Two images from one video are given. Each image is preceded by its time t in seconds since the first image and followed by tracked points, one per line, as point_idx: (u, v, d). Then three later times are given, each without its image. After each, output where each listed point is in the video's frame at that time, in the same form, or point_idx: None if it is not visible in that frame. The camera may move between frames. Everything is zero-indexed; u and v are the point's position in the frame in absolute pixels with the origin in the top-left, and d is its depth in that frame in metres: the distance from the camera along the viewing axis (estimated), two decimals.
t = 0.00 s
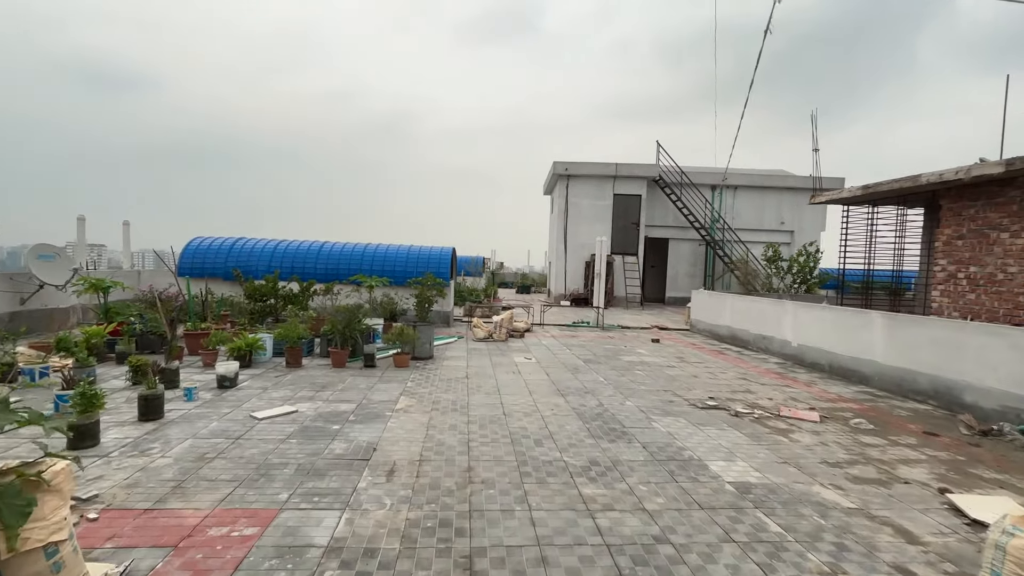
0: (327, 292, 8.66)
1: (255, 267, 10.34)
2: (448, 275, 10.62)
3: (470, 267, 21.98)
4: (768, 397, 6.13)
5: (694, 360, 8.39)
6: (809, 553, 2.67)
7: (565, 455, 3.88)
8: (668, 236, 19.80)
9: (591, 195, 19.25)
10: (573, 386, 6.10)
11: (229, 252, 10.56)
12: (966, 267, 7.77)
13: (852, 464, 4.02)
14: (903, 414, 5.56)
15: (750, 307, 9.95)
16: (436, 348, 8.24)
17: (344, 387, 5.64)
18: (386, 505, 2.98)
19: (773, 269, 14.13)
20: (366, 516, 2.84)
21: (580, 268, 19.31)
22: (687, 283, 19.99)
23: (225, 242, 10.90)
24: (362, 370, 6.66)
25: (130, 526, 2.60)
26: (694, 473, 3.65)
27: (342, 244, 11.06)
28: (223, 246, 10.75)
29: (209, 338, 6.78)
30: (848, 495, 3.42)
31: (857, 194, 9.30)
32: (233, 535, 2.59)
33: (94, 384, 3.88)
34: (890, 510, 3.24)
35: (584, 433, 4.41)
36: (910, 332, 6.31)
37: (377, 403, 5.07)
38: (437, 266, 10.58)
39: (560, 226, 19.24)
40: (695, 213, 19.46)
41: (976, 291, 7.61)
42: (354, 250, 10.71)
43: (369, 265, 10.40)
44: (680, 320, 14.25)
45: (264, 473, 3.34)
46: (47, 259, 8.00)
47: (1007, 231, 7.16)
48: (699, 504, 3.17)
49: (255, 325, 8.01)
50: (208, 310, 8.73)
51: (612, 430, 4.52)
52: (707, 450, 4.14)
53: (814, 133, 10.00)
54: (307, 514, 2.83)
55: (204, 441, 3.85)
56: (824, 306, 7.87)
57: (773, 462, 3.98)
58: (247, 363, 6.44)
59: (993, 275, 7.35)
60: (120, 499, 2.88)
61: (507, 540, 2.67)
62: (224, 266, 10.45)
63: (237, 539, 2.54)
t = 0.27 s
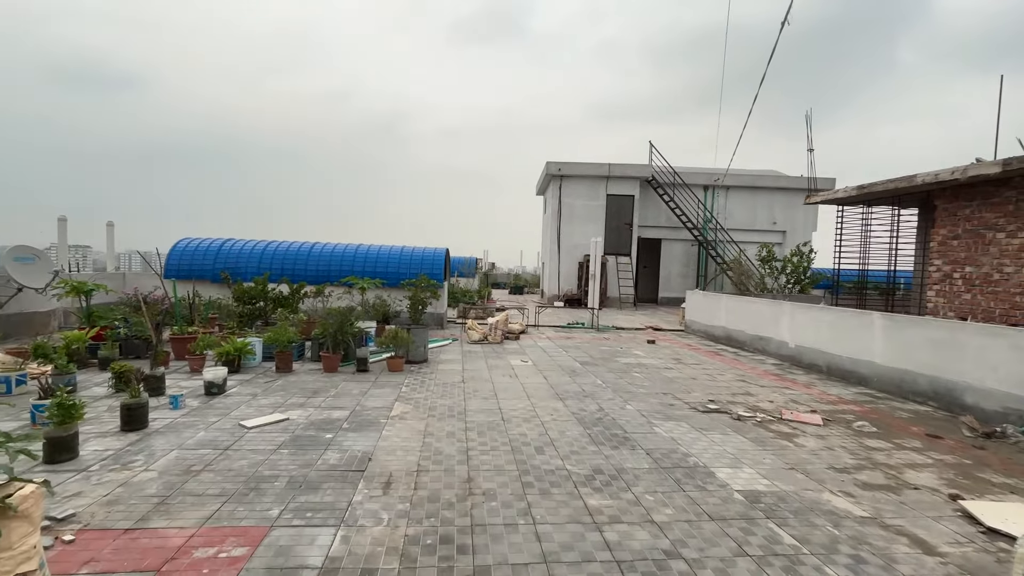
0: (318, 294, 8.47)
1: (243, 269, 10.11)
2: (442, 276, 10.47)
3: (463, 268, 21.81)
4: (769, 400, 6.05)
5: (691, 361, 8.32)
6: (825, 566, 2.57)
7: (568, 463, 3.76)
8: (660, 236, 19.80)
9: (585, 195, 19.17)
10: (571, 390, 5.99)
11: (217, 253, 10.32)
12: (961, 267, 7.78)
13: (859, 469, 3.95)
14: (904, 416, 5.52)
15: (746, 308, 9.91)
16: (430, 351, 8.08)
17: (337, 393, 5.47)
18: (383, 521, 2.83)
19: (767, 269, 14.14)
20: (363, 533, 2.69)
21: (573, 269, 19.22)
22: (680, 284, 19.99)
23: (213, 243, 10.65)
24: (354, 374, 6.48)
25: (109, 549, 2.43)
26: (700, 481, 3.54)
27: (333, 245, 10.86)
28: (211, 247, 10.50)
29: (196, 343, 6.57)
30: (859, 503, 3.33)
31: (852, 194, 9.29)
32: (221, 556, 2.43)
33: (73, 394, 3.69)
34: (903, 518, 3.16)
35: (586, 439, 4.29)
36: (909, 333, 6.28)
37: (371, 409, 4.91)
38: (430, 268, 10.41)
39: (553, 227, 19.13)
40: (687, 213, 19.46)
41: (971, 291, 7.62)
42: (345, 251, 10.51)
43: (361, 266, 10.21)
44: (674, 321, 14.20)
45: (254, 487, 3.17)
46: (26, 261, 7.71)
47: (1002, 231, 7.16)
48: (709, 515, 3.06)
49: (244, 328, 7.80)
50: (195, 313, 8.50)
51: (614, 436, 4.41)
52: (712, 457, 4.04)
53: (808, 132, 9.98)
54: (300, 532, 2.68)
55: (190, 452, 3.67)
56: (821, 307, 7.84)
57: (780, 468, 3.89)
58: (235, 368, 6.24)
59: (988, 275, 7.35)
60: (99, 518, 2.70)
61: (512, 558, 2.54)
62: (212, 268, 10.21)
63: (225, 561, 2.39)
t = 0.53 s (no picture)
0: (311, 295, 8.28)
1: (234, 270, 9.89)
2: (437, 277, 10.31)
3: (456, 268, 21.63)
4: (772, 401, 5.98)
5: (690, 362, 8.25)
6: None
7: (575, 470, 3.64)
8: (654, 236, 19.77)
9: (579, 195, 19.09)
10: (572, 392, 5.87)
11: (207, 254, 10.09)
12: (959, 267, 7.78)
13: (870, 473, 3.87)
14: (908, 417, 5.48)
15: (744, 308, 9.87)
16: (426, 353, 7.93)
17: (332, 397, 5.30)
18: (386, 534, 2.69)
19: (762, 269, 14.14)
20: (365, 548, 2.55)
21: (567, 269, 19.12)
22: (674, 284, 19.98)
23: (202, 243, 10.42)
24: (349, 377, 6.32)
25: (93, 570, 2.27)
26: (712, 488, 3.44)
27: (326, 245, 10.66)
28: (200, 247, 10.27)
29: (186, 346, 6.37)
30: (875, 509, 3.25)
31: (848, 194, 9.29)
32: None
33: (54, 402, 3.50)
34: (921, 525, 3.07)
35: (591, 444, 4.18)
36: (909, 333, 6.25)
37: (368, 414, 4.76)
38: (425, 268, 10.25)
39: (547, 227, 19.03)
40: (681, 213, 19.45)
41: (969, 290, 7.62)
42: (339, 252, 10.32)
43: (354, 267, 10.03)
44: (670, 321, 14.16)
45: (248, 499, 3.01)
46: (7, 262, 7.51)
47: (1000, 230, 7.16)
48: (724, 524, 2.95)
49: (235, 331, 7.59)
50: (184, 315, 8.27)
51: (620, 440, 4.30)
52: (721, 461, 3.94)
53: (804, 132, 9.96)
54: (299, 548, 2.53)
55: (180, 462, 3.50)
56: (820, 307, 7.81)
57: (791, 473, 3.80)
58: (226, 372, 6.05)
59: (986, 274, 7.36)
60: (82, 536, 2.53)
61: (524, 573, 2.41)
62: (202, 268, 9.97)
63: None
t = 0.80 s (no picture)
0: (306, 297, 8.10)
1: (225, 271, 9.66)
2: (433, 277, 10.15)
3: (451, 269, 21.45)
4: (777, 404, 5.92)
5: (691, 363, 8.17)
6: None
7: (586, 479, 3.53)
8: (649, 236, 19.74)
9: (574, 195, 18.99)
10: (576, 396, 5.76)
11: (197, 255, 9.86)
12: (958, 267, 7.78)
13: (885, 478, 3.80)
14: (914, 419, 5.44)
15: (743, 309, 9.84)
16: (424, 356, 7.78)
17: (330, 403, 5.14)
18: (395, 552, 2.56)
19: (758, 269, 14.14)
20: (374, 568, 2.41)
21: (562, 269, 19.02)
22: (668, 284, 19.97)
23: (193, 244, 10.18)
24: (347, 382, 6.15)
25: None
26: (728, 497, 3.34)
27: (319, 245, 10.47)
28: (190, 248, 10.03)
29: (177, 350, 6.17)
30: (896, 517, 3.17)
31: (846, 194, 9.28)
32: None
33: (39, 412, 3.32)
34: (944, 534, 3.00)
35: (600, 451, 4.07)
36: (913, 334, 6.23)
37: (368, 421, 4.61)
38: (421, 269, 10.09)
39: (542, 227, 18.92)
40: (675, 213, 19.44)
41: (968, 291, 7.62)
42: (332, 252, 10.13)
43: (349, 268, 9.84)
44: (667, 322, 14.11)
45: (247, 514, 2.86)
46: None
47: (1000, 230, 7.16)
48: (745, 536, 2.85)
49: (227, 333, 7.39)
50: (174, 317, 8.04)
51: (629, 446, 4.19)
52: (734, 468, 3.85)
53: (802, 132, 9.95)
54: (303, 568, 2.38)
55: (173, 474, 3.33)
56: (822, 307, 7.78)
57: (805, 479, 3.72)
58: (219, 377, 5.87)
59: (985, 275, 7.36)
60: (70, 559, 2.37)
61: None
62: (192, 269, 9.73)
63: None
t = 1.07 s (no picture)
0: (297, 298, 7.92)
1: (213, 271, 9.43)
2: (427, 278, 10.01)
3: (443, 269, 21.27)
4: (777, 406, 5.87)
5: (688, 364, 8.12)
6: None
7: (593, 487, 3.43)
8: (641, 236, 19.73)
9: (566, 194, 18.91)
10: (576, 399, 5.66)
11: (184, 255, 9.61)
12: (953, 268, 7.82)
13: (893, 483, 3.75)
14: (915, 420, 5.42)
15: (738, 309, 9.82)
16: (419, 358, 7.64)
17: (324, 408, 4.99)
18: (400, 568, 2.44)
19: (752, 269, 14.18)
20: None
21: (555, 269, 18.94)
22: (661, 283, 19.99)
23: (179, 243, 9.92)
24: (341, 385, 5.99)
25: None
26: (739, 504, 3.27)
27: (310, 245, 10.27)
28: (176, 248, 9.77)
29: (164, 353, 5.97)
30: (909, 523, 3.11)
31: (840, 194, 9.31)
32: None
33: (17, 422, 3.14)
34: (959, 540, 2.94)
35: (605, 457, 3.97)
36: (912, 335, 6.24)
37: (365, 427, 4.47)
38: (415, 269, 9.93)
39: (535, 227, 18.82)
40: (668, 213, 19.46)
41: (963, 291, 7.66)
42: (324, 252, 9.94)
43: (341, 268, 9.67)
44: (661, 322, 14.09)
45: (242, 529, 2.71)
46: None
47: (995, 231, 7.20)
48: (760, 545, 2.77)
49: (216, 336, 7.18)
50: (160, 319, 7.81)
51: (634, 451, 4.10)
52: (741, 473, 3.77)
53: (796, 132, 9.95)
54: None
55: (162, 486, 3.17)
56: (819, 308, 7.78)
57: (814, 484, 3.66)
58: (208, 381, 5.68)
59: (980, 275, 7.40)
60: None
61: None
62: (179, 270, 9.49)
63: None
